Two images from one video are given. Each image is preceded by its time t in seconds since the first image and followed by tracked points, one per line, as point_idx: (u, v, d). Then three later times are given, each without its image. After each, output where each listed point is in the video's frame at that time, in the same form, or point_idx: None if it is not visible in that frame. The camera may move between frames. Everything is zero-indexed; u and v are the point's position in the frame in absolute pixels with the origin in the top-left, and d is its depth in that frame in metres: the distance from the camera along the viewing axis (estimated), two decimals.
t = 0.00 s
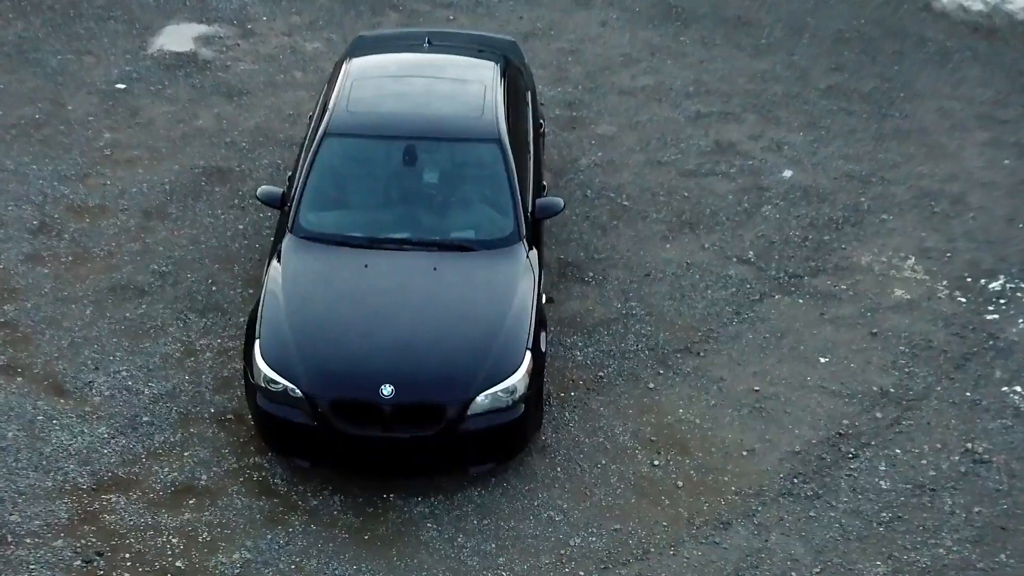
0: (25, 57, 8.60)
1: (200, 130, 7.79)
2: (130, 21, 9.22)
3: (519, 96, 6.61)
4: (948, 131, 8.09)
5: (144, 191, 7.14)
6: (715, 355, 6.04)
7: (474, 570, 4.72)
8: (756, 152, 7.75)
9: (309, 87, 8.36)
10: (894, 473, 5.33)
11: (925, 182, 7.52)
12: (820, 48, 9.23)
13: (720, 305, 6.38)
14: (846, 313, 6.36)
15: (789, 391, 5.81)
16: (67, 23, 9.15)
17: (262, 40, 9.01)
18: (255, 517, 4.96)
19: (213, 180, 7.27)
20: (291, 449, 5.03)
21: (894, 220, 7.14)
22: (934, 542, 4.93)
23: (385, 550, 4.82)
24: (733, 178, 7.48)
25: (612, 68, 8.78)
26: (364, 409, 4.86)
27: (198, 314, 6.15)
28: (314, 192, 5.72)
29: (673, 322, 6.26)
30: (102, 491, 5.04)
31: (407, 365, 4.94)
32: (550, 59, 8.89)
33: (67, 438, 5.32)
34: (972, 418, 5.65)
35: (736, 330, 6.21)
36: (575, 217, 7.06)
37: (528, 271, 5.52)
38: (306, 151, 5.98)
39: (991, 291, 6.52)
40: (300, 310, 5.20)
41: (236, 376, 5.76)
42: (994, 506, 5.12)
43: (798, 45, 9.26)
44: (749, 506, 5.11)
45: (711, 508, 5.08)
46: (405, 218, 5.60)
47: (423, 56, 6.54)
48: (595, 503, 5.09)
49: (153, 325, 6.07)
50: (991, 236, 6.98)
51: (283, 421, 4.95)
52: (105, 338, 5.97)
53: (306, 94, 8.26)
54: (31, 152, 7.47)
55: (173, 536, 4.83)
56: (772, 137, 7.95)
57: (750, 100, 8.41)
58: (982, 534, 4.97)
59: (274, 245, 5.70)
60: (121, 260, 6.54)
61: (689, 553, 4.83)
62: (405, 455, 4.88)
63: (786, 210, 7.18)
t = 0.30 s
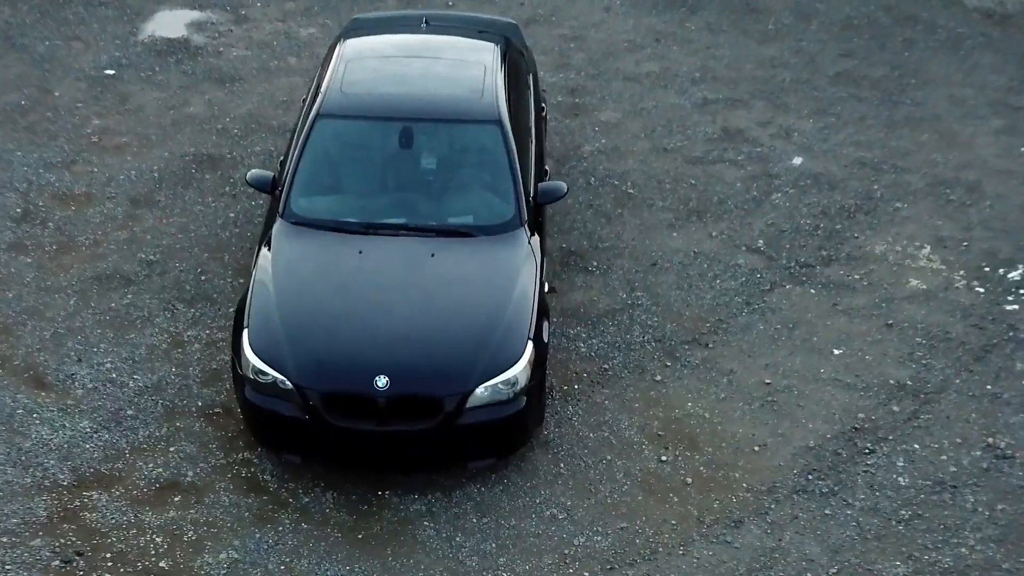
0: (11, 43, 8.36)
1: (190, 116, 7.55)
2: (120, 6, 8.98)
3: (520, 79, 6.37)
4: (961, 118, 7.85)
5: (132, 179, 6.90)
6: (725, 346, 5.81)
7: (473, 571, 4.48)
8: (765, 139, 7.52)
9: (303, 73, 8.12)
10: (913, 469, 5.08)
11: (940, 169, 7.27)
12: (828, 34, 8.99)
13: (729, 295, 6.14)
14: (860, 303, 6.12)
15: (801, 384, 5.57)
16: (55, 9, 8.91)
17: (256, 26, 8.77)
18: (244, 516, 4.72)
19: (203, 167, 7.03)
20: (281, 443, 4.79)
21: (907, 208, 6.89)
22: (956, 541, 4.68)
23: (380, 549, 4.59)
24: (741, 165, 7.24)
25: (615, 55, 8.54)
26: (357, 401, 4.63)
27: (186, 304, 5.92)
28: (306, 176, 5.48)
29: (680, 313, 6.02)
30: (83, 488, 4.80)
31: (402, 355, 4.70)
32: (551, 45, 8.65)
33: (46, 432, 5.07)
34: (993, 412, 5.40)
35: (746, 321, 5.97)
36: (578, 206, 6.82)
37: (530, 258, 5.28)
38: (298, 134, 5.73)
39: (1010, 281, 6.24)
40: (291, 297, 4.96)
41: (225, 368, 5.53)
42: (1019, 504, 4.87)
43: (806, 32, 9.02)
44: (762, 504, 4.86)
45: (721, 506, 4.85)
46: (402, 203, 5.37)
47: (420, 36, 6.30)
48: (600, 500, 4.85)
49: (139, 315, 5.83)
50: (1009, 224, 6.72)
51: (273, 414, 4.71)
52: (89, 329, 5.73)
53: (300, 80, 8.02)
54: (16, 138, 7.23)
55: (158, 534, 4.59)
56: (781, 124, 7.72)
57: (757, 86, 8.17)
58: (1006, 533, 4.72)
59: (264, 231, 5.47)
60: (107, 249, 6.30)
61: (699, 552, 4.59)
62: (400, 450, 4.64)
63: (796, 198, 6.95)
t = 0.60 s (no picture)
0: None
1: (181, 102, 7.31)
2: None
3: (522, 60, 6.14)
4: (976, 104, 7.61)
5: (120, 165, 6.67)
6: (736, 337, 5.57)
7: (474, 572, 4.24)
8: (774, 125, 7.28)
9: (298, 58, 7.89)
10: (934, 464, 4.84)
11: (955, 156, 7.03)
12: (838, 20, 8.75)
13: (739, 284, 5.91)
14: (876, 292, 5.88)
15: (816, 376, 5.34)
16: None
17: (250, 12, 8.55)
18: (231, 513, 4.48)
19: (194, 153, 6.79)
20: (271, 437, 4.55)
21: (923, 195, 6.65)
22: (981, 540, 4.44)
23: (375, 548, 4.35)
24: (751, 151, 7.00)
25: (620, 40, 8.30)
26: (350, 392, 4.39)
27: (174, 294, 5.69)
28: (298, 158, 5.24)
29: (689, 302, 5.78)
30: (63, 484, 4.56)
31: (398, 344, 4.47)
32: (554, 30, 8.42)
33: (26, 426, 4.83)
34: (1017, 405, 5.16)
35: (757, 311, 5.74)
36: (582, 192, 6.58)
37: (533, 244, 5.05)
38: (290, 115, 5.50)
39: None
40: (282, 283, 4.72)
41: (214, 359, 5.29)
42: None
43: (815, 17, 8.79)
44: (776, 501, 4.62)
45: (734, 503, 4.61)
46: (398, 186, 5.13)
47: (419, 16, 6.07)
48: (606, 497, 4.62)
49: (125, 305, 5.60)
50: None
51: (262, 406, 4.48)
52: (72, 319, 5.49)
53: (295, 65, 7.79)
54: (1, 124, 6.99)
55: (142, 532, 4.36)
56: (790, 110, 7.48)
57: (766, 72, 7.93)
58: None
59: (255, 216, 5.23)
60: (93, 237, 6.07)
61: (711, 552, 4.35)
62: (396, 444, 4.41)
63: (807, 185, 6.71)
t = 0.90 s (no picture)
0: None
1: (172, 87, 7.09)
2: None
3: (524, 40, 5.92)
4: (993, 89, 7.37)
5: (108, 151, 6.44)
6: (748, 327, 5.34)
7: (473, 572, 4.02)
8: (784, 111, 7.05)
9: (294, 43, 7.66)
10: (957, 459, 4.60)
11: (973, 142, 6.80)
12: (849, 5, 8.53)
13: (750, 272, 5.69)
14: (893, 281, 5.65)
15: (832, 367, 5.11)
16: None
17: None
18: (219, 511, 4.25)
19: (185, 139, 6.57)
20: (261, 430, 4.33)
21: (940, 182, 6.42)
22: (1008, 539, 4.21)
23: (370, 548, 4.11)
24: (761, 137, 6.77)
25: (624, 25, 8.08)
26: (344, 383, 4.17)
27: (162, 282, 5.46)
28: (291, 139, 5.02)
29: (699, 291, 5.55)
30: (42, 480, 4.33)
31: (395, 332, 4.24)
32: (557, 15, 8.20)
33: (4, 419, 4.61)
34: None
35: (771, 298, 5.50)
36: (587, 179, 6.36)
37: (536, 227, 4.82)
38: (283, 95, 5.27)
39: None
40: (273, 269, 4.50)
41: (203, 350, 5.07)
42: None
43: (825, 2, 8.56)
44: (793, 498, 4.40)
45: (748, 501, 4.38)
46: (395, 168, 4.91)
47: None
48: (614, 494, 4.39)
49: (111, 294, 5.37)
50: None
51: (251, 397, 4.25)
52: (55, 308, 5.27)
53: (290, 50, 7.56)
54: None
55: (119, 534, 4.11)
56: (800, 95, 7.25)
57: (775, 57, 7.71)
58: None
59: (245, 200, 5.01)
60: (79, 224, 5.84)
61: (724, 552, 4.12)
62: (393, 437, 4.18)
63: (820, 171, 6.48)
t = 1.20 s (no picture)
0: None
1: (163, 71, 6.88)
2: None
3: (526, 17, 5.70)
4: (1009, 74, 7.16)
5: (96, 135, 6.23)
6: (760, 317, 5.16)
7: (474, 571, 3.80)
8: (794, 96, 6.85)
9: (290, 26, 7.45)
10: (980, 452, 4.34)
11: (990, 128, 6.59)
12: None
13: (761, 261, 5.52)
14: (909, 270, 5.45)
15: (848, 357, 4.90)
16: None
17: None
18: (206, 506, 4.04)
19: (175, 124, 6.36)
20: (252, 422, 4.11)
21: (956, 168, 6.21)
22: None
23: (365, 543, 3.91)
24: (770, 123, 6.57)
25: (629, 10, 7.86)
26: (338, 371, 3.96)
27: (150, 270, 5.27)
28: (282, 119, 4.81)
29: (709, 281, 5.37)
30: (20, 474, 4.11)
31: (391, 317, 4.03)
32: None
33: None
34: None
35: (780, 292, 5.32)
36: (591, 165, 6.17)
37: (540, 209, 4.60)
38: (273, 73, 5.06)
39: None
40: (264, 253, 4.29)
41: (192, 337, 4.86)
42: None
43: None
44: (809, 493, 4.17)
45: (761, 497, 4.15)
46: (392, 148, 4.70)
47: None
48: (620, 489, 4.18)
49: (96, 282, 5.18)
50: None
51: (239, 386, 4.04)
52: (38, 295, 5.07)
53: (285, 33, 7.34)
54: None
55: (100, 531, 3.89)
56: (811, 80, 7.04)
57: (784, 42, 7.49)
58: None
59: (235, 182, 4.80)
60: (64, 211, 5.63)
61: (737, 550, 3.89)
62: (389, 429, 3.98)
63: (832, 157, 6.28)
